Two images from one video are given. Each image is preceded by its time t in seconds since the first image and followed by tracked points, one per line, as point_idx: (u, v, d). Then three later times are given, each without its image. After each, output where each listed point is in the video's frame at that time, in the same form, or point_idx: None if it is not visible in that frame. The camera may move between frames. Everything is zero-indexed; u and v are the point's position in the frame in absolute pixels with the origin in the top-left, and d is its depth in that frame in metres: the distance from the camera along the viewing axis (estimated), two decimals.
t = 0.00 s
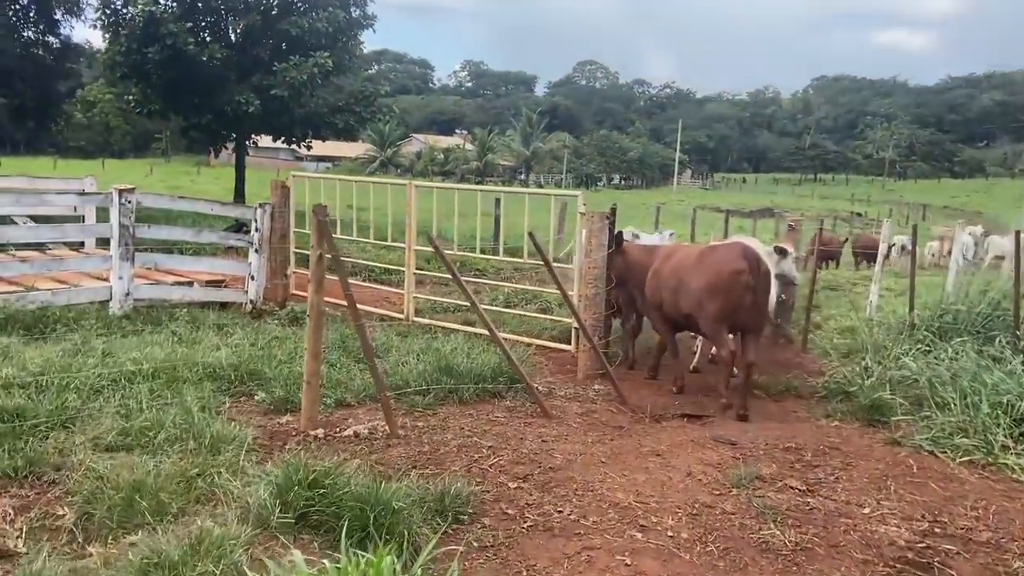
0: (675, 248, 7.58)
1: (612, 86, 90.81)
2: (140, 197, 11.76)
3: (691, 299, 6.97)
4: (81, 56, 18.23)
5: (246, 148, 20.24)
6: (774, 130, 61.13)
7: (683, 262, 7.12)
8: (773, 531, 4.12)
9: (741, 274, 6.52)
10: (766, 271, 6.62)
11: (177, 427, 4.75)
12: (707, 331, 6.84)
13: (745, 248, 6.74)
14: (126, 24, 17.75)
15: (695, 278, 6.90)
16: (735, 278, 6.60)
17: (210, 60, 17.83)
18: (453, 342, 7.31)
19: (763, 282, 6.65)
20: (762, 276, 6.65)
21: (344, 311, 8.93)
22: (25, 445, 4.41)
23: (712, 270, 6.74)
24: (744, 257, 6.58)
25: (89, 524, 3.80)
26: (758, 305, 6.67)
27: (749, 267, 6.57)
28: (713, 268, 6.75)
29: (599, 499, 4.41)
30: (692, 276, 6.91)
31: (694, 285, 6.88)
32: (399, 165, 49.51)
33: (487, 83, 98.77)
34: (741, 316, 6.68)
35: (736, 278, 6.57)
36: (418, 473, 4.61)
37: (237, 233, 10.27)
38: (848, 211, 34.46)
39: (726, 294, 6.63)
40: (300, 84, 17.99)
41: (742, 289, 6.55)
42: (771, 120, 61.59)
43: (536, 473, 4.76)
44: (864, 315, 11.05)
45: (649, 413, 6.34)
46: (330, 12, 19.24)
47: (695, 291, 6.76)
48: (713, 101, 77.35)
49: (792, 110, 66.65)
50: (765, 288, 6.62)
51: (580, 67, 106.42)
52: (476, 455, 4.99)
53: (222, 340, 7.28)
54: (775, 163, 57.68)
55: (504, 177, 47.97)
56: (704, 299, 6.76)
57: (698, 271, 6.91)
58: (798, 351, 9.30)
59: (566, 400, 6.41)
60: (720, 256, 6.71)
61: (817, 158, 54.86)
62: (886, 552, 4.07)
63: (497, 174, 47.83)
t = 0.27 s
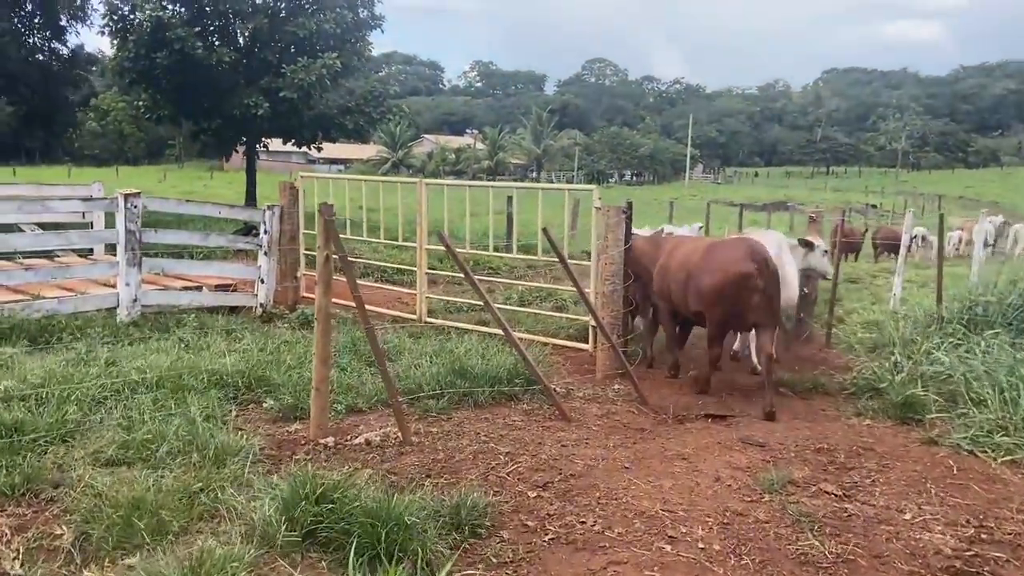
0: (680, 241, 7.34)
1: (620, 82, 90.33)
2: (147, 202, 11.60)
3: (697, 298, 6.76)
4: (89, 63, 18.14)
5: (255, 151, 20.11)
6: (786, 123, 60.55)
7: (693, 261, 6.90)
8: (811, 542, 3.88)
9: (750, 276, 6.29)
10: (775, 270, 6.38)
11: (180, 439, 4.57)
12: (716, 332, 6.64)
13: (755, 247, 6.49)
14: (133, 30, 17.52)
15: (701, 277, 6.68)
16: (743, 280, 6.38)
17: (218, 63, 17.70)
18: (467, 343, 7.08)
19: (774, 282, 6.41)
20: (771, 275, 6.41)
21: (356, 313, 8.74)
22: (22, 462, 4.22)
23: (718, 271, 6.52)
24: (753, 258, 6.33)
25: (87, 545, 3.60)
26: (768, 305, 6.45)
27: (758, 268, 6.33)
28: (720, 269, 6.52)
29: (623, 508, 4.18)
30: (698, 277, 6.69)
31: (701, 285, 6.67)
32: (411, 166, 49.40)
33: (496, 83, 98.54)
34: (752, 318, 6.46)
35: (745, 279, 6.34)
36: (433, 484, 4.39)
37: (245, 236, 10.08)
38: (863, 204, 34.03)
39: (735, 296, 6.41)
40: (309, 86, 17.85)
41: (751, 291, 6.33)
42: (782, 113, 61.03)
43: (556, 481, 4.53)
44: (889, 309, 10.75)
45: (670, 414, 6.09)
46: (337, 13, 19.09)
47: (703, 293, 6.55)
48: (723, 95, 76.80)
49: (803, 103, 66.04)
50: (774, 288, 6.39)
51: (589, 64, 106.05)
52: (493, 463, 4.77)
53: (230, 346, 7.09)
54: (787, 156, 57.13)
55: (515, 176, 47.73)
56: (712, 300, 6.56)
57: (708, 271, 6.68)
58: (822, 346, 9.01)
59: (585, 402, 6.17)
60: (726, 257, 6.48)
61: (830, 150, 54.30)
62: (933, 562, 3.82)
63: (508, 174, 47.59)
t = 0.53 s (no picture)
0: (681, 238, 7.20)
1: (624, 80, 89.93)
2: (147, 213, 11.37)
3: (703, 295, 6.59)
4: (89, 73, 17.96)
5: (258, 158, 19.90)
6: (792, 116, 60.06)
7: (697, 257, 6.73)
8: (854, 562, 3.58)
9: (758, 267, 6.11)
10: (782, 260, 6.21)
11: (175, 462, 4.31)
12: (726, 330, 6.45)
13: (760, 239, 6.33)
14: (132, 38, 17.32)
15: (706, 273, 6.52)
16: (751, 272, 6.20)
17: (218, 70, 17.50)
18: (477, 350, 6.81)
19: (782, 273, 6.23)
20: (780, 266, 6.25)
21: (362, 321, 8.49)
22: (6, 492, 3.96)
23: (725, 266, 6.34)
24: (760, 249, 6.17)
25: None
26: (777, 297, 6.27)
27: (766, 258, 6.16)
28: (727, 263, 6.35)
29: (649, 527, 3.90)
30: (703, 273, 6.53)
31: (706, 281, 6.51)
32: (416, 169, 49.18)
33: (499, 84, 98.29)
34: (763, 311, 6.27)
35: (753, 271, 6.17)
36: (443, 504, 4.11)
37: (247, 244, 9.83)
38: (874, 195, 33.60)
39: (743, 290, 6.23)
40: (309, 91, 17.63)
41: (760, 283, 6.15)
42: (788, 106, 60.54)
43: (575, 497, 4.25)
44: (912, 303, 10.40)
45: (691, 420, 5.80)
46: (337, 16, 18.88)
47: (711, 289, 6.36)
48: (727, 90, 76.32)
49: (809, 95, 65.53)
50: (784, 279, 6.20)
51: (592, 62, 105.67)
52: (507, 479, 4.49)
53: (232, 360, 6.84)
54: (794, 149, 56.64)
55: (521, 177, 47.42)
56: (719, 295, 6.38)
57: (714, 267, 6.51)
58: (844, 343, 8.71)
59: (601, 409, 5.89)
60: (731, 251, 6.31)
61: (837, 142, 53.82)
62: None
63: (514, 175, 47.29)
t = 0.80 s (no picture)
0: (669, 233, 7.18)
1: (621, 79, 89.66)
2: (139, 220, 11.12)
3: (696, 285, 6.55)
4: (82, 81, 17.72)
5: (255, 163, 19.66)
6: (791, 111, 59.75)
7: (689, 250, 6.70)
8: None
9: (754, 253, 6.11)
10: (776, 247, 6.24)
11: (157, 482, 4.05)
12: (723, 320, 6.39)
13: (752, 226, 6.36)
14: (126, 44, 17.10)
15: (699, 264, 6.50)
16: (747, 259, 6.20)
17: (213, 75, 17.27)
18: (479, 355, 6.54)
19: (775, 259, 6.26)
20: (773, 252, 6.28)
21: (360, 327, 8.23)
22: None
23: (719, 255, 6.32)
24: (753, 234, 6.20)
25: None
26: (771, 284, 6.30)
27: (759, 244, 6.18)
28: (722, 251, 6.33)
29: (665, 544, 3.64)
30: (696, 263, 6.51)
31: (701, 272, 6.47)
32: (416, 172, 48.94)
33: (497, 85, 98.04)
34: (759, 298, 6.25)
35: (749, 256, 6.16)
36: (445, 524, 3.84)
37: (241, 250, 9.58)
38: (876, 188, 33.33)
39: (740, 277, 6.20)
40: (305, 93, 17.40)
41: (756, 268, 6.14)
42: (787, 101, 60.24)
43: (585, 513, 3.98)
44: (925, 297, 10.12)
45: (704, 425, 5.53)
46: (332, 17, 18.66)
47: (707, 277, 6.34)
48: (726, 86, 76.03)
49: (808, 90, 65.23)
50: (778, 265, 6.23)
51: (590, 62, 105.42)
52: (512, 494, 4.22)
53: (225, 370, 6.58)
54: (795, 144, 56.33)
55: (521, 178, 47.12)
56: (714, 284, 6.35)
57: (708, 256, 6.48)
58: (858, 340, 8.43)
59: (609, 415, 5.63)
60: (724, 239, 6.30)
61: (838, 136, 53.52)
62: None
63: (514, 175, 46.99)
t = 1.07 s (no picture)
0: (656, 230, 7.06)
1: (615, 81, 89.62)
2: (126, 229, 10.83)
3: (686, 284, 6.50)
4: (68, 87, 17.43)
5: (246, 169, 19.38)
6: (786, 111, 59.64)
7: (675, 247, 6.59)
8: None
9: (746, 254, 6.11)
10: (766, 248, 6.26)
11: (130, 508, 3.78)
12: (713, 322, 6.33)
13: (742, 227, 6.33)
14: (112, 49, 16.83)
15: (690, 263, 6.42)
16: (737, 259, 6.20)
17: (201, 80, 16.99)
18: (475, 365, 6.27)
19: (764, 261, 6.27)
20: (762, 255, 6.29)
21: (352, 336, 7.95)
22: None
23: (710, 255, 6.28)
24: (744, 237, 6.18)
25: None
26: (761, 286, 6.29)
27: (752, 246, 6.15)
28: (713, 251, 6.27)
29: (678, 570, 3.36)
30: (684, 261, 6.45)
31: (693, 272, 6.39)
32: (410, 176, 48.67)
33: (491, 89, 97.92)
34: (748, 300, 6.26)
35: (741, 258, 6.13)
36: (440, 551, 3.57)
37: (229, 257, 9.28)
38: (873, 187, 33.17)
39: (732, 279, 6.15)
40: (296, 97, 17.15)
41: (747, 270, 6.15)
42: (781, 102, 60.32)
43: (591, 534, 3.71)
44: (932, 297, 9.88)
45: (712, 436, 5.26)
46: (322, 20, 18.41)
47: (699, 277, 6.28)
48: (719, 87, 75.99)
49: (802, 90, 65.14)
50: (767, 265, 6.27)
51: (583, 64, 105.32)
52: (511, 514, 3.95)
53: (210, 384, 6.31)
54: (789, 144, 56.20)
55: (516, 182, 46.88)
56: (705, 285, 6.29)
57: (696, 256, 6.41)
58: (866, 342, 8.16)
59: (612, 426, 5.36)
60: (715, 239, 6.26)
61: (833, 135, 53.41)
62: None
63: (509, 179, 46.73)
